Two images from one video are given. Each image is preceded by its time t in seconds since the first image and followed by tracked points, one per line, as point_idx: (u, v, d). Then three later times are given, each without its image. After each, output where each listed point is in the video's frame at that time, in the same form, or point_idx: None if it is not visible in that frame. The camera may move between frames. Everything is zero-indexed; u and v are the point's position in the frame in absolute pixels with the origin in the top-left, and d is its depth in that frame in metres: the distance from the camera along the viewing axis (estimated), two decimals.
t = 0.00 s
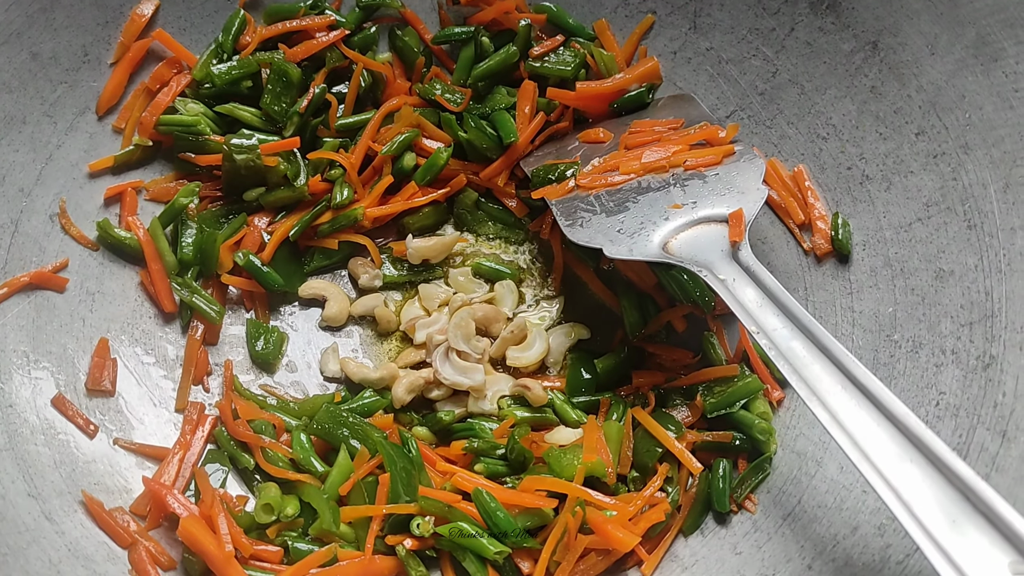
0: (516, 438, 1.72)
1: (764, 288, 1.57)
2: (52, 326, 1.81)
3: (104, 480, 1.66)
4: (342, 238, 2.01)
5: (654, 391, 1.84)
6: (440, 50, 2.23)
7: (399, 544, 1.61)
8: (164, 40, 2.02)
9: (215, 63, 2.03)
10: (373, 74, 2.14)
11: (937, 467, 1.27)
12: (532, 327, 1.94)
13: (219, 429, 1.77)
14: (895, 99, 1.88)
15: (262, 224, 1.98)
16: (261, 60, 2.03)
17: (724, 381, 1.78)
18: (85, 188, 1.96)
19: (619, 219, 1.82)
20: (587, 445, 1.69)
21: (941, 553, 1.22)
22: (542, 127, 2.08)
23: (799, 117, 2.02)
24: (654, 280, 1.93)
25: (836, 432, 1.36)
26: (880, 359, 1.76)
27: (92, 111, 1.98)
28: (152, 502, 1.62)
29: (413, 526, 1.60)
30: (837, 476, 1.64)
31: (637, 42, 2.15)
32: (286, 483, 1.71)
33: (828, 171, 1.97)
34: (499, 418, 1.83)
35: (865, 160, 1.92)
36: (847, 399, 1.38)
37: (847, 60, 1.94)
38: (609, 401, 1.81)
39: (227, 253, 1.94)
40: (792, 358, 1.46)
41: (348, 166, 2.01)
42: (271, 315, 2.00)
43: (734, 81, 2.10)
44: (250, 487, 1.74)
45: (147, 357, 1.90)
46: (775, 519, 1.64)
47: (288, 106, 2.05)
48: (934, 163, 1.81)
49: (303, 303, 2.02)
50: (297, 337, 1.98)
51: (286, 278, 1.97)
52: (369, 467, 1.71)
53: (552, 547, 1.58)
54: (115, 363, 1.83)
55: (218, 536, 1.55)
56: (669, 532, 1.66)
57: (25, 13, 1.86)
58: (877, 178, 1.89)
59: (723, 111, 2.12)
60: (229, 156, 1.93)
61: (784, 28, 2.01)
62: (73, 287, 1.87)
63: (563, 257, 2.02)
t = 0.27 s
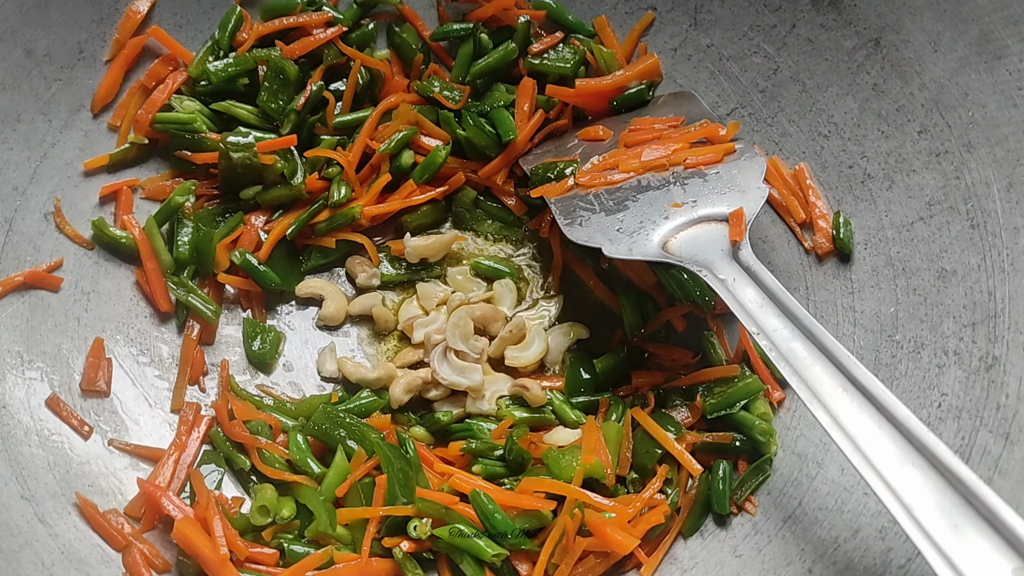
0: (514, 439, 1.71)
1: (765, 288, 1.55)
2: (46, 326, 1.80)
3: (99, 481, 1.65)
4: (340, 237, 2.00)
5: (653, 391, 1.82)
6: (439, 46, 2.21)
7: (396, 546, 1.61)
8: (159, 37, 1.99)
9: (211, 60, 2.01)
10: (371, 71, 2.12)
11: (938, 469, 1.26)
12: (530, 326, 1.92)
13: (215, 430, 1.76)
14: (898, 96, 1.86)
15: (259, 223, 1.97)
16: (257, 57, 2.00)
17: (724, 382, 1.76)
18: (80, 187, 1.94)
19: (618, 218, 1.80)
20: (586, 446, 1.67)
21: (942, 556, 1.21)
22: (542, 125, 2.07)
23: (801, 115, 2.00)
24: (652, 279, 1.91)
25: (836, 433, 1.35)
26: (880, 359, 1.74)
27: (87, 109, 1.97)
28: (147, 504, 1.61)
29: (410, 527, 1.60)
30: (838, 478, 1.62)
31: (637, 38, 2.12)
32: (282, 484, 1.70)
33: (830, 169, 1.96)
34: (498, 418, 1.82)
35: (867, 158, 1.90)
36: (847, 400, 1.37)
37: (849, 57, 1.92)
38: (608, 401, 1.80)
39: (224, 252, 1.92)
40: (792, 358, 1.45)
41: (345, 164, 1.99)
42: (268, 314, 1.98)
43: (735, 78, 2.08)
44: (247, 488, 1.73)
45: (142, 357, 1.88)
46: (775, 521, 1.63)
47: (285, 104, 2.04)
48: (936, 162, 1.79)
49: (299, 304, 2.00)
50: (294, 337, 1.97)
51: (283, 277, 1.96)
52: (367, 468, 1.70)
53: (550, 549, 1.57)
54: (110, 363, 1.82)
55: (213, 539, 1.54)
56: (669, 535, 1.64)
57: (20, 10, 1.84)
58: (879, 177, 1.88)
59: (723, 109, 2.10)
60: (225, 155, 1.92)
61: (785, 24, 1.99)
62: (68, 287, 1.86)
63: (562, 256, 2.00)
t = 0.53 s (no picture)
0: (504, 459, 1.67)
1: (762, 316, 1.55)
2: (29, 338, 1.80)
3: (79, 497, 1.65)
4: (331, 249, 1.98)
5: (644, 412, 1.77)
6: (434, 55, 2.18)
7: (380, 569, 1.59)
8: (149, 44, 1.95)
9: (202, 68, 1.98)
10: (364, 80, 2.09)
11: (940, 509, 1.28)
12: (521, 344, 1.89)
13: (199, 445, 1.73)
14: (895, 116, 1.84)
15: (248, 234, 1.95)
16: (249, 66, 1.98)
17: (717, 402, 1.75)
18: (66, 195, 1.92)
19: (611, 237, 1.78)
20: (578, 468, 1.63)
21: None
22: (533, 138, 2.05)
23: (797, 132, 1.98)
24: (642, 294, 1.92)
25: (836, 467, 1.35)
26: (873, 382, 1.74)
27: (75, 116, 1.94)
28: (128, 522, 1.59)
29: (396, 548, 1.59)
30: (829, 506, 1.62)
31: (634, 49, 2.09)
32: (267, 502, 1.68)
33: (826, 188, 1.93)
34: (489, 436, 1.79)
35: (864, 178, 1.88)
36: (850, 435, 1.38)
37: (846, 74, 1.89)
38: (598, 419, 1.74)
39: (212, 263, 1.89)
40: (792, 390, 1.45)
41: (336, 174, 1.96)
42: (256, 326, 1.95)
43: (732, 92, 2.05)
44: (231, 506, 1.71)
45: (127, 371, 1.85)
46: (765, 548, 1.62)
47: (276, 113, 2.01)
48: (933, 184, 1.78)
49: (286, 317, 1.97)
50: (282, 350, 1.94)
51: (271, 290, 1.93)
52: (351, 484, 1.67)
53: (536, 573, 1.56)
54: (94, 376, 1.80)
55: (194, 561, 1.53)
56: (657, 560, 1.62)
57: (7, 17, 1.84)
58: (875, 198, 1.86)
59: (720, 124, 2.07)
60: (215, 164, 1.89)
61: (783, 40, 1.96)
62: (52, 298, 1.84)
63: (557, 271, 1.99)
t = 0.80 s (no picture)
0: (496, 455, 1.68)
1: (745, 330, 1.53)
2: (19, 336, 1.77)
3: (68, 497, 1.63)
4: (322, 248, 1.96)
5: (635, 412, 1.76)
6: (427, 54, 2.18)
7: (371, 569, 1.58)
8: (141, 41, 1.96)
9: (193, 66, 1.98)
10: (357, 78, 2.08)
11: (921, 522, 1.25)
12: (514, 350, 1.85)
13: (189, 445, 1.72)
14: (889, 116, 1.83)
15: (239, 232, 1.95)
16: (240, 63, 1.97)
17: (709, 403, 1.74)
18: (56, 193, 1.90)
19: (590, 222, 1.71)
20: (570, 468, 1.63)
21: None
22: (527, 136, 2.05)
23: (791, 132, 1.98)
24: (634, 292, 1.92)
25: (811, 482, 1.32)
26: (868, 386, 1.71)
27: (65, 114, 1.92)
28: (117, 522, 1.58)
29: (387, 549, 1.58)
30: (822, 507, 1.60)
31: (627, 49, 2.09)
32: (257, 502, 1.67)
33: (820, 188, 1.94)
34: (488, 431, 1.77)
35: (858, 178, 1.88)
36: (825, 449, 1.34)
37: (841, 74, 1.89)
38: (590, 419, 1.75)
39: (203, 262, 1.89)
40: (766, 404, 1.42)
41: (328, 173, 1.95)
42: (248, 325, 1.95)
43: (726, 92, 2.05)
44: (220, 506, 1.70)
45: (116, 369, 1.84)
46: (757, 549, 1.60)
47: (268, 111, 2.00)
48: (927, 184, 1.77)
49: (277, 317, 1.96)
50: (274, 349, 1.93)
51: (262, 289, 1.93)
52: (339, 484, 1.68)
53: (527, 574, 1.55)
54: (83, 375, 1.79)
55: (183, 561, 1.52)
56: (649, 561, 1.62)
57: None
58: (869, 198, 1.86)
59: (714, 123, 2.08)
60: (206, 162, 1.88)
61: (777, 39, 1.96)
62: (41, 296, 1.83)
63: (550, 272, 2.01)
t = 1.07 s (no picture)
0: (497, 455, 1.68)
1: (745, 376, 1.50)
2: (19, 335, 1.77)
3: (69, 496, 1.63)
4: (322, 248, 1.96)
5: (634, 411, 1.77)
6: (427, 54, 2.18)
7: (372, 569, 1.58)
8: (142, 39, 1.96)
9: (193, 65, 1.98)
10: (357, 78, 2.09)
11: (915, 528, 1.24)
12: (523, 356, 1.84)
13: (190, 444, 1.73)
14: (887, 117, 1.84)
15: (239, 231, 1.95)
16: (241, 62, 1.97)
17: (708, 403, 1.75)
18: (56, 192, 1.90)
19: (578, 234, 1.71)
20: (569, 468, 1.64)
21: None
22: (527, 136, 2.05)
23: (790, 132, 1.99)
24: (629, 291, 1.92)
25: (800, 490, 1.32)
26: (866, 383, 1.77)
27: (65, 112, 1.92)
28: (117, 521, 1.58)
29: (387, 548, 1.59)
30: (821, 506, 1.61)
31: (626, 49, 2.10)
32: (257, 501, 1.67)
33: (818, 189, 1.95)
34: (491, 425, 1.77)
35: (857, 179, 1.88)
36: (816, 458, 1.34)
37: (839, 76, 1.90)
38: (589, 418, 1.75)
39: (203, 261, 1.90)
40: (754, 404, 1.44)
41: (328, 172, 1.95)
42: (247, 324, 1.95)
43: (725, 93, 2.06)
44: (220, 505, 1.70)
45: (116, 369, 1.85)
46: (756, 549, 1.61)
47: (268, 110, 2.00)
48: (925, 185, 1.78)
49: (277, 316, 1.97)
50: (274, 348, 1.94)
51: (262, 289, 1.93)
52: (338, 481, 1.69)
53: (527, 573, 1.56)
54: (83, 374, 1.79)
55: (184, 560, 1.52)
56: (648, 561, 1.62)
57: None
58: (868, 198, 1.86)
59: (712, 124, 2.09)
60: (206, 161, 1.88)
61: (776, 40, 1.96)
62: (41, 295, 1.82)
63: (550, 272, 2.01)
